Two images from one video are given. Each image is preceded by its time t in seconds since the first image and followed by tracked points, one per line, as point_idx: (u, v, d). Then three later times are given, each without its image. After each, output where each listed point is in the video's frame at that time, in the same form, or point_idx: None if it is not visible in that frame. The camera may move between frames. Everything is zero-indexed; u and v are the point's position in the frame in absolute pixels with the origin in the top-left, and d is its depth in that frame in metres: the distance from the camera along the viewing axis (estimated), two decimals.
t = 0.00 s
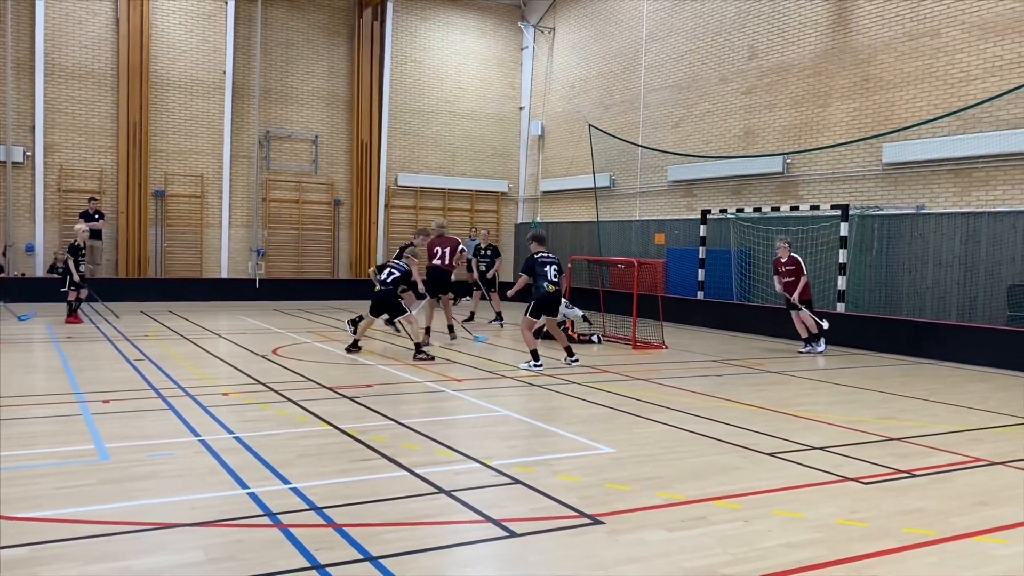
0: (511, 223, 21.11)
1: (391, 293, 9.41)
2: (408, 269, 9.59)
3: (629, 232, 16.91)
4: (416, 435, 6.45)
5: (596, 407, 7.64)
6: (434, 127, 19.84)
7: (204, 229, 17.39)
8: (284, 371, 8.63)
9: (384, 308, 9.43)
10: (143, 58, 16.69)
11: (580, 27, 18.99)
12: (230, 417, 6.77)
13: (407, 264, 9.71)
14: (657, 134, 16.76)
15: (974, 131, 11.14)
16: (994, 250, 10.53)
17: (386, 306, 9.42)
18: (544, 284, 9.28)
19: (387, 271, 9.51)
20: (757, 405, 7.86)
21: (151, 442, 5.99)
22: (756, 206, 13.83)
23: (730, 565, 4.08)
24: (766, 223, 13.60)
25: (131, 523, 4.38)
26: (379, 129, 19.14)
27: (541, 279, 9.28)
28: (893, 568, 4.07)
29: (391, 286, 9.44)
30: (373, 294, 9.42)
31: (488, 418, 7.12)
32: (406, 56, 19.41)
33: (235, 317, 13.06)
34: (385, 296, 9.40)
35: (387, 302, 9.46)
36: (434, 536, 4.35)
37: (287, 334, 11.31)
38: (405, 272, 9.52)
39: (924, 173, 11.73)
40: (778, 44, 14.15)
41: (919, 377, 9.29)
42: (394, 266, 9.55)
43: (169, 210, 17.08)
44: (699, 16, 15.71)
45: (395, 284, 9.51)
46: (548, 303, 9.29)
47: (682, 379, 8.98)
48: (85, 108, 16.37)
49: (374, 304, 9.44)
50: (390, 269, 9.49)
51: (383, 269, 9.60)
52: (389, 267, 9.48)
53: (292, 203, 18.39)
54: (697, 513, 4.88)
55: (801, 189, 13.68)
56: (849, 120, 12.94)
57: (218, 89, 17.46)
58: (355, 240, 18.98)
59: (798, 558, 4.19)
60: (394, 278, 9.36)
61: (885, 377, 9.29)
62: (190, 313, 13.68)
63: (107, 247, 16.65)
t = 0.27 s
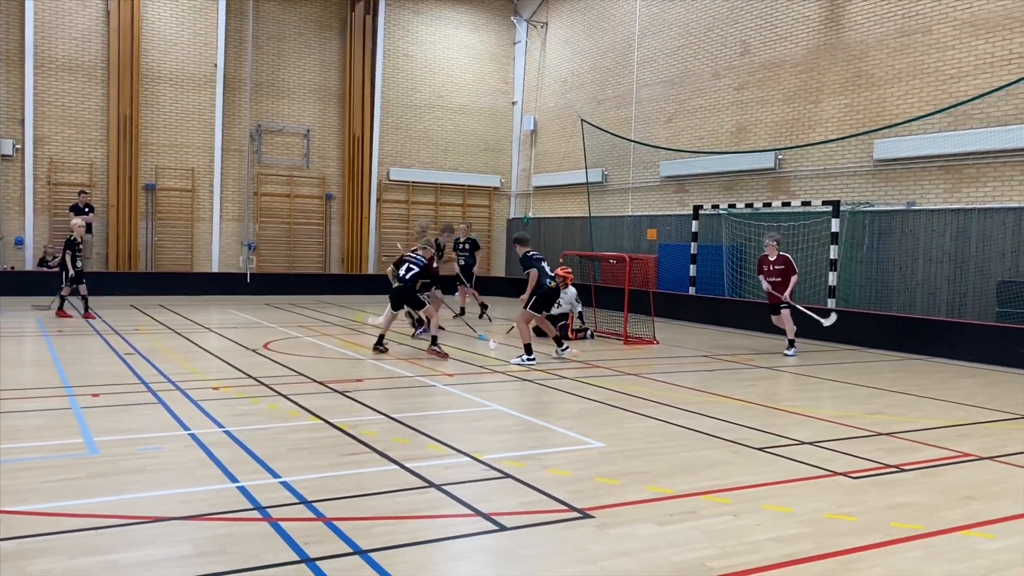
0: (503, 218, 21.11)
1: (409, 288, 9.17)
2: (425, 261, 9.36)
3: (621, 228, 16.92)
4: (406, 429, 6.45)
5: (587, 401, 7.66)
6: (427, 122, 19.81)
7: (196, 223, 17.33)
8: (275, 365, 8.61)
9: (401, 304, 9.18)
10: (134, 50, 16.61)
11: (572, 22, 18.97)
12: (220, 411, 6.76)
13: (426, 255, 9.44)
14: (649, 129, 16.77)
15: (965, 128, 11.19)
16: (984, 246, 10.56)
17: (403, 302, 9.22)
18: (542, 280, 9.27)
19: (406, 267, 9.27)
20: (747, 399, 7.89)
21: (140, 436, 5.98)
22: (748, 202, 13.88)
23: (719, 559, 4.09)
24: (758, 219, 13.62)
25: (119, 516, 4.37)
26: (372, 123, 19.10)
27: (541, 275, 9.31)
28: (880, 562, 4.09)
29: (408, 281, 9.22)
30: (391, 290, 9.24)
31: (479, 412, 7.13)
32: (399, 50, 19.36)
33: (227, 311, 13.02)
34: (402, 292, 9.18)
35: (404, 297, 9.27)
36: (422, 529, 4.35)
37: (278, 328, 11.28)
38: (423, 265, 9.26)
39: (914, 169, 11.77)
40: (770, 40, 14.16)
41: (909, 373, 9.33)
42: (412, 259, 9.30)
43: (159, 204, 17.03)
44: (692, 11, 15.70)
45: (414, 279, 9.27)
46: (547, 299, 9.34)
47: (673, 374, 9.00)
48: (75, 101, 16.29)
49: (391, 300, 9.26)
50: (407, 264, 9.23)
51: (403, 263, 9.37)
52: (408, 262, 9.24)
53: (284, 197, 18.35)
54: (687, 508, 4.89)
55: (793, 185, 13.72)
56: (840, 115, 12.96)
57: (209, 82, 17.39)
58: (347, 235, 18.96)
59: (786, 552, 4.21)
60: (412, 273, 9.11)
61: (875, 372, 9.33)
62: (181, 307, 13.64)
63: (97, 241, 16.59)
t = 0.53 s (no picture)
0: (496, 213, 21.10)
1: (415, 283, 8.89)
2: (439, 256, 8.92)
3: (614, 223, 16.94)
4: (398, 424, 6.45)
5: (579, 397, 7.67)
6: (419, 117, 19.78)
7: (188, 218, 17.28)
8: (267, 360, 8.60)
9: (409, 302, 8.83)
10: (126, 44, 16.54)
11: (566, 17, 18.95)
12: (211, 406, 6.75)
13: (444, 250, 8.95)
14: (642, 125, 16.77)
15: (956, 124, 11.23)
16: (975, 242, 10.61)
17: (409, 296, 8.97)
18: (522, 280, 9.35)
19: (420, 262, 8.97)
20: (739, 395, 7.91)
21: (132, 431, 5.97)
22: (740, 198, 13.90)
23: (709, 554, 4.11)
24: (750, 215, 13.65)
25: (110, 512, 4.37)
26: (364, 118, 19.06)
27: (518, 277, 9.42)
28: (869, 556, 4.11)
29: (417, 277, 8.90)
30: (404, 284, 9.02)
31: (471, 407, 7.13)
32: (392, 45, 19.32)
33: (219, 306, 13.00)
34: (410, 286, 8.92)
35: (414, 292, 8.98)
36: (414, 524, 4.36)
37: (271, 323, 11.27)
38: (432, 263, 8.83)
39: (906, 165, 11.81)
40: (763, 36, 14.17)
41: (900, 368, 9.37)
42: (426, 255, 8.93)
43: (151, 199, 16.97)
44: (685, 7, 15.70)
45: (423, 273, 8.91)
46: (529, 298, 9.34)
47: (665, 369, 9.02)
48: (66, 95, 16.21)
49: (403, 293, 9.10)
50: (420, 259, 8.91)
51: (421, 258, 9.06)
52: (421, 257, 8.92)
53: (277, 192, 18.30)
54: (678, 502, 4.91)
55: (785, 181, 13.75)
56: (832, 112, 12.99)
57: (202, 77, 17.32)
58: (339, 230, 18.91)
59: (777, 546, 4.23)
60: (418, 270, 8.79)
61: (866, 368, 9.37)
62: (173, 302, 13.60)
63: (89, 236, 16.52)
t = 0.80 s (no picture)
0: (490, 209, 21.10)
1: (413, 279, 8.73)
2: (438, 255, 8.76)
3: (607, 220, 16.94)
4: (391, 421, 6.45)
5: (572, 393, 7.68)
6: (413, 113, 19.75)
7: (180, 214, 17.22)
8: (260, 357, 8.59)
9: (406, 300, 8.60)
10: (117, 40, 16.45)
11: (559, 13, 18.93)
12: (204, 403, 6.74)
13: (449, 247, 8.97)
14: (635, 121, 16.78)
15: (948, 121, 11.27)
16: (967, 238, 10.66)
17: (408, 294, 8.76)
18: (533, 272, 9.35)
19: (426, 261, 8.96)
20: (731, 391, 7.93)
21: (123, 428, 5.96)
22: (733, 194, 13.93)
23: (701, 549, 4.13)
24: (743, 211, 13.68)
25: (102, 509, 4.36)
26: (357, 114, 19.02)
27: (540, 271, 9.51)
28: (860, 550, 4.14)
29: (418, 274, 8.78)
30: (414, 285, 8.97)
31: (464, 404, 7.14)
32: (385, 40, 19.27)
33: (211, 302, 12.97)
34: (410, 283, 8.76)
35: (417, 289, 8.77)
36: (407, 520, 4.37)
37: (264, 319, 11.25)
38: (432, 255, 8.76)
39: (898, 161, 11.85)
40: (756, 32, 14.18)
41: (891, 364, 9.42)
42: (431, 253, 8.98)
43: (144, 195, 16.91)
44: (678, 3, 15.70)
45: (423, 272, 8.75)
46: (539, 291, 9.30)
47: (658, 365, 9.04)
48: (57, 91, 16.13)
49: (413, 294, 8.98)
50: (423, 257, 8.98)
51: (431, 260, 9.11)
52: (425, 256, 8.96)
53: (270, 188, 18.26)
54: (670, 497, 4.93)
55: (778, 177, 13.78)
56: (825, 108, 13.01)
57: (194, 73, 17.25)
58: (333, 226, 18.88)
59: (769, 541, 4.25)
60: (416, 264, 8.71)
61: (858, 363, 9.40)
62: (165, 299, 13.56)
63: (81, 232, 16.44)
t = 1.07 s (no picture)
0: (483, 207, 21.10)
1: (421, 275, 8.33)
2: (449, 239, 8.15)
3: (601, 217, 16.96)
4: (385, 418, 6.46)
5: (566, 390, 7.69)
6: (406, 110, 19.73)
7: (173, 212, 17.16)
8: (253, 355, 8.59)
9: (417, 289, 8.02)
10: (109, 37, 16.38)
11: (552, 10, 18.93)
12: (196, 401, 6.74)
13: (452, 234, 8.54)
14: (629, 119, 16.79)
15: (940, 117, 11.31)
16: (959, 234, 10.71)
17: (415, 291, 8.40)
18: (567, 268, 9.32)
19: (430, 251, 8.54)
20: (724, 387, 7.96)
21: (116, 426, 5.94)
22: (726, 191, 13.96)
23: (694, 544, 4.14)
24: (736, 208, 13.70)
25: (94, 507, 4.36)
26: (351, 112, 19.00)
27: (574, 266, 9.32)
28: (852, 546, 4.15)
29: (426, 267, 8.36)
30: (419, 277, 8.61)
31: (457, 401, 7.15)
32: (378, 37, 19.23)
33: (205, 300, 12.94)
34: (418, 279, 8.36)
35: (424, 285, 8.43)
36: (400, 518, 4.37)
37: (258, 317, 11.23)
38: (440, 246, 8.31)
39: (890, 158, 11.88)
40: (749, 29, 14.20)
41: (884, 359, 9.45)
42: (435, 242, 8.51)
43: (136, 193, 16.85)
44: None
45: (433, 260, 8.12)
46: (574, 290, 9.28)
47: (651, 362, 9.06)
48: (48, 88, 16.05)
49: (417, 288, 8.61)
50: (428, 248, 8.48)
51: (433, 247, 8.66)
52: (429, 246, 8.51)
53: (263, 186, 18.23)
54: (663, 494, 4.94)
55: (771, 174, 13.81)
56: (818, 105, 13.04)
57: (186, 70, 17.20)
58: (326, 224, 18.85)
59: (762, 536, 4.27)
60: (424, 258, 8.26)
61: (850, 359, 9.43)
62: (158, 297, 13.55)
63: (73, 230, 16.36)
